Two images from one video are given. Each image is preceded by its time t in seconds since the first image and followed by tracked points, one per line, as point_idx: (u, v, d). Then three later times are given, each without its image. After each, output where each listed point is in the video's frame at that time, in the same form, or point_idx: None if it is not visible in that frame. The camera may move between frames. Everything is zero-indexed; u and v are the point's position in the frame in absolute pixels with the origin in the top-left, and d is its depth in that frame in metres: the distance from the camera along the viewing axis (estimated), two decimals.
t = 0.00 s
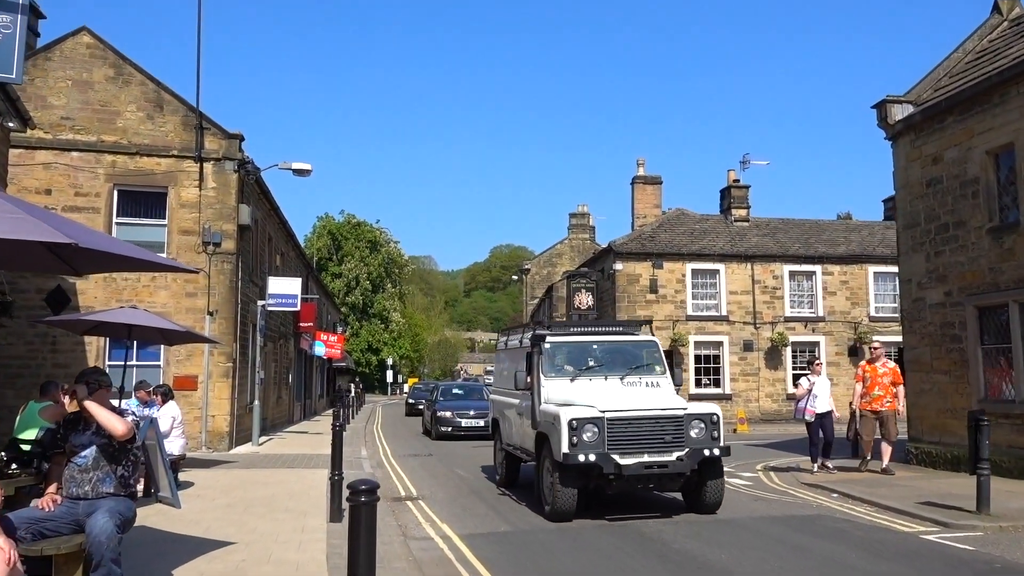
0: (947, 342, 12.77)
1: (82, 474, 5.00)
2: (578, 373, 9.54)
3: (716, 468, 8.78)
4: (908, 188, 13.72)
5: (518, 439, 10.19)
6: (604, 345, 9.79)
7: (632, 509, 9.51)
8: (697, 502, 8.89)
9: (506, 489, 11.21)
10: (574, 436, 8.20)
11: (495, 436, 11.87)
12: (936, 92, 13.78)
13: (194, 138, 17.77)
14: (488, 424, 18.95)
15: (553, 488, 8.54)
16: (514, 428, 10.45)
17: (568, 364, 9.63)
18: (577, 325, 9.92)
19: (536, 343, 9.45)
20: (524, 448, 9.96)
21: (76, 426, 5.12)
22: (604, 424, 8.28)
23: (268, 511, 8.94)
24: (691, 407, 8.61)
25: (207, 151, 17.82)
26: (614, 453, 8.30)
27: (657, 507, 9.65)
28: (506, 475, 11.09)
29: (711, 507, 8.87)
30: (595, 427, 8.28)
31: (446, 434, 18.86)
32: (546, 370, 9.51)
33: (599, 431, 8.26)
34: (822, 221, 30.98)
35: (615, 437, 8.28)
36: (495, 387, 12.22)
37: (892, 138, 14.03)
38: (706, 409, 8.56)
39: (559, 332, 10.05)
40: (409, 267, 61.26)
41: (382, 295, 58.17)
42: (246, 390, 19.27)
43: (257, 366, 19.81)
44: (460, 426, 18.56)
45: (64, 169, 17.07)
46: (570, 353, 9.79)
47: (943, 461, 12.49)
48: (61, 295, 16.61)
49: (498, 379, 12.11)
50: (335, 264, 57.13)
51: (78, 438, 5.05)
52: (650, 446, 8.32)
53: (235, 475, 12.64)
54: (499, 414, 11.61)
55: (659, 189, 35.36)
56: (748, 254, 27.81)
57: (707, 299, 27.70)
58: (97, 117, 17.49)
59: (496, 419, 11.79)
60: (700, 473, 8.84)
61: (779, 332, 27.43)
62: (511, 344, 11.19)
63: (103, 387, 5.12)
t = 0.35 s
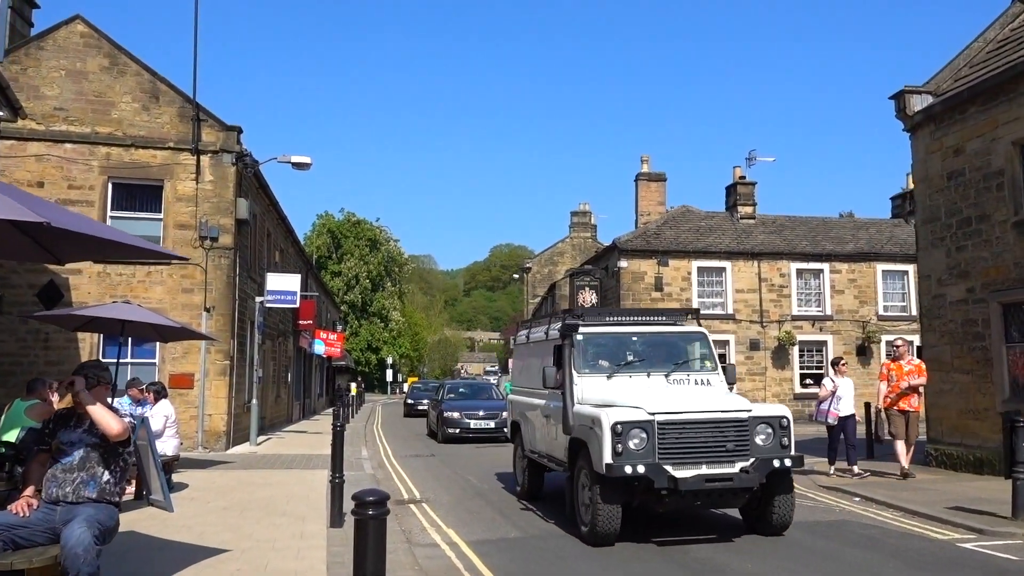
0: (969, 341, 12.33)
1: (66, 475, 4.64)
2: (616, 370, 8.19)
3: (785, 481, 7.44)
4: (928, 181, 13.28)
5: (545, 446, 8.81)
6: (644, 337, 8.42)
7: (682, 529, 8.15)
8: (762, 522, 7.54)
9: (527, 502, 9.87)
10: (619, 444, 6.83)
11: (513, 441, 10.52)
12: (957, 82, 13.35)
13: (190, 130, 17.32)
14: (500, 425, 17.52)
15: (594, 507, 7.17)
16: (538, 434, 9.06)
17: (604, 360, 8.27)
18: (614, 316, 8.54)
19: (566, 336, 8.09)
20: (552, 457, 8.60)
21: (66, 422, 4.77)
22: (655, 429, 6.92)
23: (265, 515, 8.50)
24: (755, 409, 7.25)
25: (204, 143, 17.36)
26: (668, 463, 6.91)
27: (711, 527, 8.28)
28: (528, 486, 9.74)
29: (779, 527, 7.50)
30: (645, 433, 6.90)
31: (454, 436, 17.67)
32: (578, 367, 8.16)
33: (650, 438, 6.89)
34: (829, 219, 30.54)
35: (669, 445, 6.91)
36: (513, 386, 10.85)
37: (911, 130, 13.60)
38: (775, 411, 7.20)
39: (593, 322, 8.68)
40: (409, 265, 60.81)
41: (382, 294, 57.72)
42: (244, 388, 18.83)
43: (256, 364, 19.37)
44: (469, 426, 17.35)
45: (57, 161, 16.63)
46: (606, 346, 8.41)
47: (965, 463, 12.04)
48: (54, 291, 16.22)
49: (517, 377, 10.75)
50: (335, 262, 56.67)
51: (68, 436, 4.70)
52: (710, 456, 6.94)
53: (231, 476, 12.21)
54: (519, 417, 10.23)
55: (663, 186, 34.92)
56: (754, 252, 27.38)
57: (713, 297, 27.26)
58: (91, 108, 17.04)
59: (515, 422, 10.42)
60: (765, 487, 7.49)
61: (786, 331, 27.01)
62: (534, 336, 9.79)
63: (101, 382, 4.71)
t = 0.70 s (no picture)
0: (994, 343, 11.89)
1: (49, 488, 4.21)
2: (667, 373, 7.00)
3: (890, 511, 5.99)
4: (951, 178, 12.83)
5: (587, 462, 7.51)
6: (699, 335, 7.24)
7: (755, 566, 6.76)
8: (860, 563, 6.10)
9: (558, 525, 8.60)
10: (688, 467, 5.50)
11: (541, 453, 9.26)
12: (981, 74, 12.90)
13: (188, 124, 16.88)
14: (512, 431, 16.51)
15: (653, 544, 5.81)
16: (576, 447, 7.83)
17: (653, 361, 7.09)
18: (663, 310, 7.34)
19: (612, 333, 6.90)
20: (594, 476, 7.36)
21: (54, 432, 4.34)
22: (732, 448, 5.59)
23: (263, 525, 8.07)
24: (853, 421, 5.89)
25: (202, 138, 16.92)
26: (749, 490, 5.55)
27: (783, 561, 6.93)
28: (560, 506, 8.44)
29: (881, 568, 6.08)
30: (720, 452, 5.58)
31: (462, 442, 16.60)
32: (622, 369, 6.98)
33: (726, 459, 5.56)
34: (836, 218, 30.12)
35: (749, 467, 5.57)
36: (537, 391, 9.60)
37: (933, 124, 13.15)
38: (880, 425, 5.83)
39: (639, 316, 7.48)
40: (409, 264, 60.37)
41: (382, 293, 57.29)
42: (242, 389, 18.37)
43: (255, 364, 18.92)
44: (480, 431, 16.31)
45: (51, 155, 16.19)
46: (657, 344, 7.20)
47: (990, 470, 11.60)
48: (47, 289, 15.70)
49: (543, 380, 9.50)
50: (335, 262, 56.20)
51: (55, 446, 4.27)
52: (801, 481, 5.58)
53: (230, 482, 11.76)
54: (548, 426, 8.98)
55: (668, 184, 34.48)
56: (761, 251, 26.95)
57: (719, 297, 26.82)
58: (86, 101, 16.60)
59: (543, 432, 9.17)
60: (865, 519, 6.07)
61: (794, 332, 26.58)
62: (567, 333, 8.57)
63: (97, 393, 4.34)
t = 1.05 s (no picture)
0: (1020, 340, 11.47)
1: (23, 489, 3.79)
2: (746, 367, 5.71)
3: None
4: (975, 169, 12.38)
5: (644, 477, 6.21)
6: (782, 322, 5.94)
7: None
8: None
9: (600, 547, 7.37)
10: (800, 488, 4.19)
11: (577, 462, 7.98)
12: (1005, 62, 12.46)
13: (186, 115, 16.46)
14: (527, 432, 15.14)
15: None
16: (629, 457, 6.52)
17: (728, 351, 5.79)
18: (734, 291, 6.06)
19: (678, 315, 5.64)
20: (654, 493, 6.06)
21: (29, 428, 3.93)
22: (853, 462, 4.26)
23: (260, 529, 7.63)
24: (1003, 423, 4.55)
25: (200, 129, 16.49)
26: (879, 516, 4.22)
27: None
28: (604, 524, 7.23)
29: None
30: (838, 468, 4.26)
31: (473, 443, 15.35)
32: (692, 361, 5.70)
33: (848, 477, 4.24)
34: (844, 215, 29.70)
35: (877, 486, 4.24)
36: (571, 389, 8.30)
37: (955, 114, 12.70)
38: None
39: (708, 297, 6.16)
40: (410, 263, 59.95)
41: (382, 293, 56.87)
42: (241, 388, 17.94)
43: (254, 362, 18.50)
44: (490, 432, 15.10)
45: (45, 147, 15.78)
46: (730, 331, 5.91)
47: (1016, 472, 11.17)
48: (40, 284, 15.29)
49: (578, 376, 8.20)
50: (335, 260, 55.73)
51: (29, 444, 3.86)
52: (942, 504, 4.26)
53: (227, 482, 11.34)
54: (584, 430, 7.68)
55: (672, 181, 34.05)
56: (769, 248, 26.53)
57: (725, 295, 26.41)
58: (81, 92, 16.17)
59: (580, 438, 7.88)
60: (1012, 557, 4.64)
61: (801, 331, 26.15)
62: (611, 321, 7.27)
63: (74, 385, 4.00)
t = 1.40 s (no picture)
0: None
1: None
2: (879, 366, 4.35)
3: None
4: (1000, 163, 11.94)
5: (738, 506, 4.80)
6: (919, 307, 4.57)
7: None
8: None
9: None
10: (1022, 546, 2.93)
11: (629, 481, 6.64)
12: None
13: (183, 109, 16.02)
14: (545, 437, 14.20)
15: None
16: (710, 481, 5.13)
17: (851, 344, 4.43)
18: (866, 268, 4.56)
19: (791, 298, 4.43)
20: (750, 530, 4.69)
21: None
22: None
23: (259, 541, 7.21)
24: None
25: (198, 124, 16.07)
26: None
27: None
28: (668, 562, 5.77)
29: None
30: None
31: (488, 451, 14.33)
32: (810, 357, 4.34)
33: None
34: (852, 214, 29.28)
35: None
36: (621, 393, 6.93)
37: (979, 107, 12.25)
38: None
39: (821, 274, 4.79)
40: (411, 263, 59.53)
41: (383, 293, 56.44)
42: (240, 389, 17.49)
43: (253, 363, 18.07)
44: (506, 439, 14.11)
45: (39, 141, 15.37)
46: (856, 319, 4.52)
47: None
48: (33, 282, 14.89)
49: (631, 379, 6.74)
50: (335, 260, 55.27)
51: None
52: None
53: (225, 488, 10.90)
54: (642, 440, 6.24)
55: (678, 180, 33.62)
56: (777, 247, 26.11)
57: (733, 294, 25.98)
58: (76, 85, 15.74)
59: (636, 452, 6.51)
60: None
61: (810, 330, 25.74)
62: (678, 309, 5.87)
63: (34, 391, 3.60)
